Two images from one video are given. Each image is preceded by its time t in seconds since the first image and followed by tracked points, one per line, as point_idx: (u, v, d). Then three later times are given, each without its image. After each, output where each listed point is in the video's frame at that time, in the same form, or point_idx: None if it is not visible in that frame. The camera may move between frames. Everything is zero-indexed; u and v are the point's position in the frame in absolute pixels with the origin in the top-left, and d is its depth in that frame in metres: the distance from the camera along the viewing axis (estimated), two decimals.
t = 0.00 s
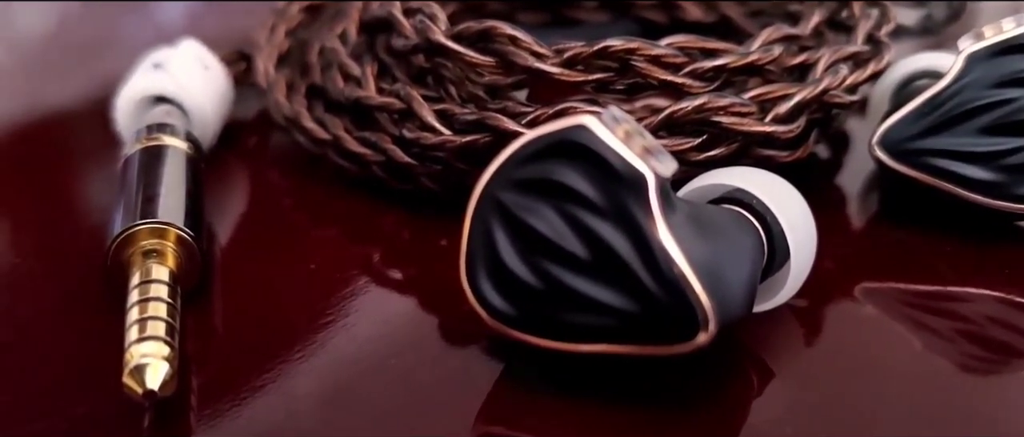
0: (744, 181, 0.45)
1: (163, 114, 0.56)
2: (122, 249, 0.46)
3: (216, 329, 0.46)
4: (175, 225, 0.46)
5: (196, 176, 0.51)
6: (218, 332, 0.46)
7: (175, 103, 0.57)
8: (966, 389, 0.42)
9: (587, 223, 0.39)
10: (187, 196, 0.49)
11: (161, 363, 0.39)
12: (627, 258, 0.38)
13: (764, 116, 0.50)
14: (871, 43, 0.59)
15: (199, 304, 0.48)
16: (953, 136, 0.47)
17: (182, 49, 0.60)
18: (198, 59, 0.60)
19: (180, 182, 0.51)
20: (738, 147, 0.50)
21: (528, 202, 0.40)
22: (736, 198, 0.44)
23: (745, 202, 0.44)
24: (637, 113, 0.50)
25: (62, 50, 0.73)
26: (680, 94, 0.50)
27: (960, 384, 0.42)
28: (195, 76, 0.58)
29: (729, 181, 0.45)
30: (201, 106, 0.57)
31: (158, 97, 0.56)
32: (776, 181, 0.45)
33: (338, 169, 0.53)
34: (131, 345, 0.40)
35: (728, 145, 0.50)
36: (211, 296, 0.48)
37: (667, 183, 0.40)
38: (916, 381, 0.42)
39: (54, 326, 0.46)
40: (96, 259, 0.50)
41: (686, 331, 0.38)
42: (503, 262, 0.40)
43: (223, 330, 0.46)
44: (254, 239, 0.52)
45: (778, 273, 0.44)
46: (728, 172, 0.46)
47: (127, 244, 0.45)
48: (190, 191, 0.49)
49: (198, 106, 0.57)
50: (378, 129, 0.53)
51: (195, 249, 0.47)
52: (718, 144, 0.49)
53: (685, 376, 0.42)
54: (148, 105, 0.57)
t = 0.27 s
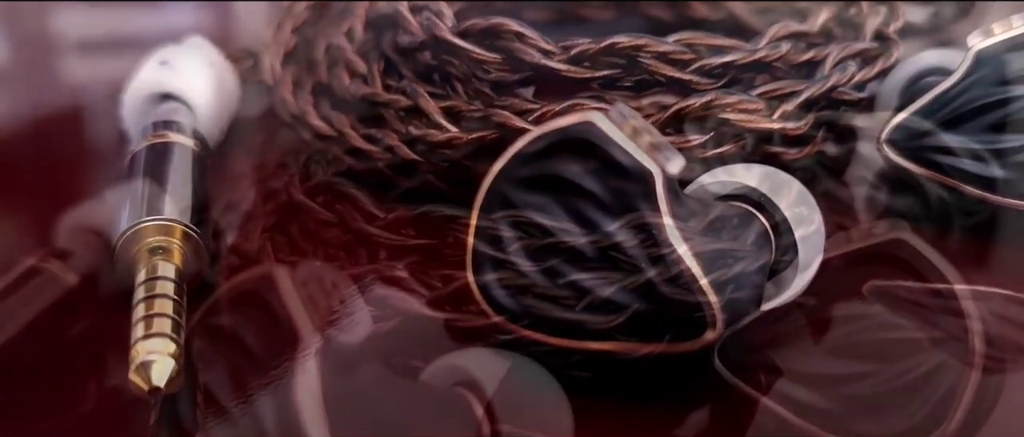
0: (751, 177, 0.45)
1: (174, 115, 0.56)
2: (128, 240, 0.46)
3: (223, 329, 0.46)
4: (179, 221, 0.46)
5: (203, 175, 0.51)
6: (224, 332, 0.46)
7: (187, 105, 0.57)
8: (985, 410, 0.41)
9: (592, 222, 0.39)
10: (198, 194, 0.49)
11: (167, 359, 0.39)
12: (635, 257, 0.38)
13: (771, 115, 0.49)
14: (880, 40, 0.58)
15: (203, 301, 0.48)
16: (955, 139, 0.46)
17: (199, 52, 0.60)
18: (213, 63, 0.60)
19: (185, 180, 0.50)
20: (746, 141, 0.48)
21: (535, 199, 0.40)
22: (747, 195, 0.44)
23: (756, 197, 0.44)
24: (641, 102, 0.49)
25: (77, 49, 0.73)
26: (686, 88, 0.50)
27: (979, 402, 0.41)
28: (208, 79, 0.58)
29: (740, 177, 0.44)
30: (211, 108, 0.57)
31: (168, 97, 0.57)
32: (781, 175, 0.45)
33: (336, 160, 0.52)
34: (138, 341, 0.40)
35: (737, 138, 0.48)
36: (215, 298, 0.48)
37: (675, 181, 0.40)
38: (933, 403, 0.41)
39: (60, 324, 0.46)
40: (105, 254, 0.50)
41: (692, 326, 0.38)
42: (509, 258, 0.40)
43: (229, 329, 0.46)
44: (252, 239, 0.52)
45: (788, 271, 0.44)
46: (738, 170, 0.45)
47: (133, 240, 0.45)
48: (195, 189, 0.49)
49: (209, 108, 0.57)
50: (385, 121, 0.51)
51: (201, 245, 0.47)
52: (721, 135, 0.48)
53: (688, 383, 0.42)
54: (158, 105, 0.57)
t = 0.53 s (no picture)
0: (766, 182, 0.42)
1: (195, 98, 0.59)
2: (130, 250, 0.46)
3: (226, 318, 0.38)
4: (183, 219, 0.47)
5: (252, 136, 0.55)
6: (228, 322, 0.38)
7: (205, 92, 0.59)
8: (977, 422, 0.35)
9: (592, 214, 0.40)
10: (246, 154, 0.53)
11: (170, 358, 0.38)
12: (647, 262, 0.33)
13: (778, 113, 0.46)
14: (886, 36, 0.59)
15: (207, 290, 0.41)
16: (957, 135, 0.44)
17: (212, 54, 0.64)
18: (229, 62, 0.64)
19: (237, 144, 0.54)
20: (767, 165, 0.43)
21: (541, 191, 0.40)
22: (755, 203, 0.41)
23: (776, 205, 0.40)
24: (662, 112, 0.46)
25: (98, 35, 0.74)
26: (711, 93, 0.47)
27: (971, 412, 0.35)
28: (223, 73, 0.62)
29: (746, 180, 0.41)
30: (235, 91, 0.60)
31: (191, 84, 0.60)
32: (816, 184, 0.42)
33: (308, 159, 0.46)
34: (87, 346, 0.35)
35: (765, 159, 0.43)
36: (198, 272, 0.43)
37: (681, 175, 0.42)
38: (936, 410, 0.35)
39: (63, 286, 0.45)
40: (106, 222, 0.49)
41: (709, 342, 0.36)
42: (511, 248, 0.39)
43: (232, 317, 0.38)
44: (248, 210, 0.45)
45: (806, 261, 0.39)
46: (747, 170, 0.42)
47: (141, 238, 0.46)
48: (250, 148, 0.53)
49: (230, 92, 0.60)
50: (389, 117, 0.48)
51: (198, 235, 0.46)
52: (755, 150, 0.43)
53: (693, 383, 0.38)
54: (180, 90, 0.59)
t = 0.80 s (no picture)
0: (789, 161, 0.37)
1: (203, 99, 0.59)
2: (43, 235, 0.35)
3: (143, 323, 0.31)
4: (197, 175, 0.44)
5: (255, 134, 0.56)
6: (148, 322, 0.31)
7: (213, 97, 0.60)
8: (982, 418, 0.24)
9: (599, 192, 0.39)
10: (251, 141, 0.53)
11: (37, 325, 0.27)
12: (646, 239, 0.27)
13: (785, 102, 0.40)
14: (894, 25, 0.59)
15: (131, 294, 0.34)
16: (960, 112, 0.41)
17: (221, 65, 0.66)
18: (236, 69, 0.66)
19: (240, 131, 0.56)
20: (775, 153, 0.38)
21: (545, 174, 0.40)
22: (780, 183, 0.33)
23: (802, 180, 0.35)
24: (671, 103, 0.44)
25: (103, 24, 0.75)
26: (714, 83, 0.45)
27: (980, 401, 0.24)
28: (230, 79, 0.64)
29: (754, 156, 0.38)
30: (242, 93, 0.62)
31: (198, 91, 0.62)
32: (845, 166, 0.36)
33: (279, 141, 0.39)
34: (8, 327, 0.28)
35: (769, 145, 0.38)
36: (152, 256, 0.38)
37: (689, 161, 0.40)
38: (944, 396, 0.23)
39: (9, 235, 0.40)
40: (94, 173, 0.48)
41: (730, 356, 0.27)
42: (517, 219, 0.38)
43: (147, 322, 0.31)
44: (214, 208, 0.36)
45: (815, 248, 0.27)
46: (748, 144, 0.39)
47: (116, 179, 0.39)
48: (254, 137, 0.54)
49: (236, 92, 0.62)
50: (396, 103, 0.46)
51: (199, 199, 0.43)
52: (752, 132, 0.39)
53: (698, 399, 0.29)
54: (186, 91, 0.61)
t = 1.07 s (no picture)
0: (792, 149, 0.36)
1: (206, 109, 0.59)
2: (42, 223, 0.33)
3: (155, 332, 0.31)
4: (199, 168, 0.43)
5: (255, 130, 0.56)
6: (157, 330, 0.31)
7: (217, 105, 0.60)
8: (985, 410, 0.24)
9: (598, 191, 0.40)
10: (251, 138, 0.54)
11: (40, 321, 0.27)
12: (648, 228, 0.27)
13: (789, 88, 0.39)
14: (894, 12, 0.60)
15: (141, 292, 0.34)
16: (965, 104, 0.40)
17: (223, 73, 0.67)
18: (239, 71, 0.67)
19: (241, 129, 0.57)
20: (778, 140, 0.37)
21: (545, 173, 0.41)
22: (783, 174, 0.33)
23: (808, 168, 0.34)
24: (672, 90, 0.44)
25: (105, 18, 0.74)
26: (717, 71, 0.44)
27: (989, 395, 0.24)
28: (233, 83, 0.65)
29: (756, 144, 0.38)
30: (242, 95, 0.63)
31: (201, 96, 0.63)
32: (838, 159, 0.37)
33: (280, 128, 0.39)
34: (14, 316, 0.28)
35: (772, 134, 0.38)
36: (153, 248, 0.37)
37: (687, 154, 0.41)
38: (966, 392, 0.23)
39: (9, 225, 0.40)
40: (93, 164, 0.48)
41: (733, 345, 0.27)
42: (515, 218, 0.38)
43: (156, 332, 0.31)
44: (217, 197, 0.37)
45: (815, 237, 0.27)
46: (751, 134, 0.39)
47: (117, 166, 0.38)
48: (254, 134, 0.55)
49: (237, 95, 0.63)
50: (397, 92, 0.46)
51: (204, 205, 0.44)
52: (755, 123, 0.39)
53: (694, 387, 0.28)
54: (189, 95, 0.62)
